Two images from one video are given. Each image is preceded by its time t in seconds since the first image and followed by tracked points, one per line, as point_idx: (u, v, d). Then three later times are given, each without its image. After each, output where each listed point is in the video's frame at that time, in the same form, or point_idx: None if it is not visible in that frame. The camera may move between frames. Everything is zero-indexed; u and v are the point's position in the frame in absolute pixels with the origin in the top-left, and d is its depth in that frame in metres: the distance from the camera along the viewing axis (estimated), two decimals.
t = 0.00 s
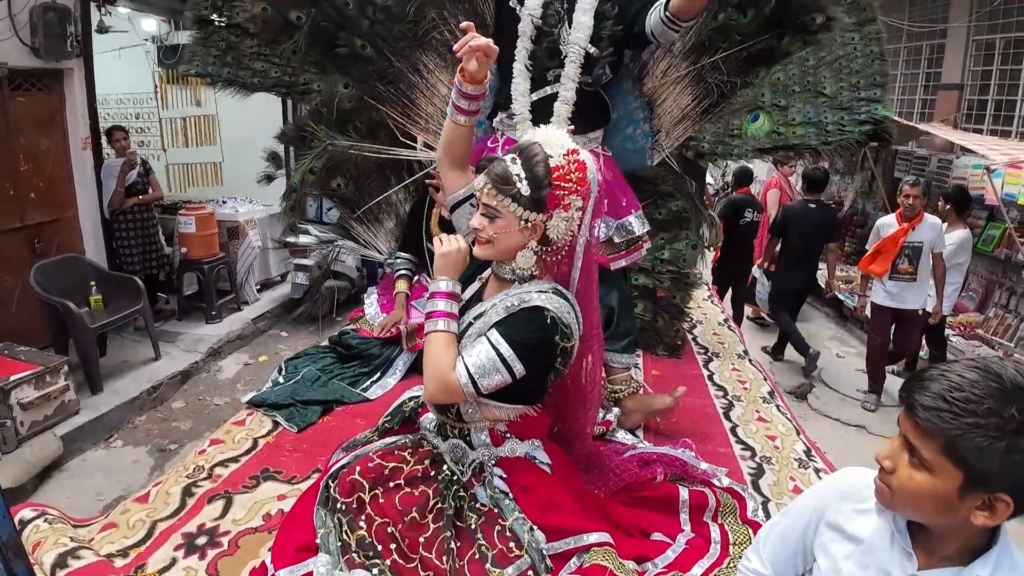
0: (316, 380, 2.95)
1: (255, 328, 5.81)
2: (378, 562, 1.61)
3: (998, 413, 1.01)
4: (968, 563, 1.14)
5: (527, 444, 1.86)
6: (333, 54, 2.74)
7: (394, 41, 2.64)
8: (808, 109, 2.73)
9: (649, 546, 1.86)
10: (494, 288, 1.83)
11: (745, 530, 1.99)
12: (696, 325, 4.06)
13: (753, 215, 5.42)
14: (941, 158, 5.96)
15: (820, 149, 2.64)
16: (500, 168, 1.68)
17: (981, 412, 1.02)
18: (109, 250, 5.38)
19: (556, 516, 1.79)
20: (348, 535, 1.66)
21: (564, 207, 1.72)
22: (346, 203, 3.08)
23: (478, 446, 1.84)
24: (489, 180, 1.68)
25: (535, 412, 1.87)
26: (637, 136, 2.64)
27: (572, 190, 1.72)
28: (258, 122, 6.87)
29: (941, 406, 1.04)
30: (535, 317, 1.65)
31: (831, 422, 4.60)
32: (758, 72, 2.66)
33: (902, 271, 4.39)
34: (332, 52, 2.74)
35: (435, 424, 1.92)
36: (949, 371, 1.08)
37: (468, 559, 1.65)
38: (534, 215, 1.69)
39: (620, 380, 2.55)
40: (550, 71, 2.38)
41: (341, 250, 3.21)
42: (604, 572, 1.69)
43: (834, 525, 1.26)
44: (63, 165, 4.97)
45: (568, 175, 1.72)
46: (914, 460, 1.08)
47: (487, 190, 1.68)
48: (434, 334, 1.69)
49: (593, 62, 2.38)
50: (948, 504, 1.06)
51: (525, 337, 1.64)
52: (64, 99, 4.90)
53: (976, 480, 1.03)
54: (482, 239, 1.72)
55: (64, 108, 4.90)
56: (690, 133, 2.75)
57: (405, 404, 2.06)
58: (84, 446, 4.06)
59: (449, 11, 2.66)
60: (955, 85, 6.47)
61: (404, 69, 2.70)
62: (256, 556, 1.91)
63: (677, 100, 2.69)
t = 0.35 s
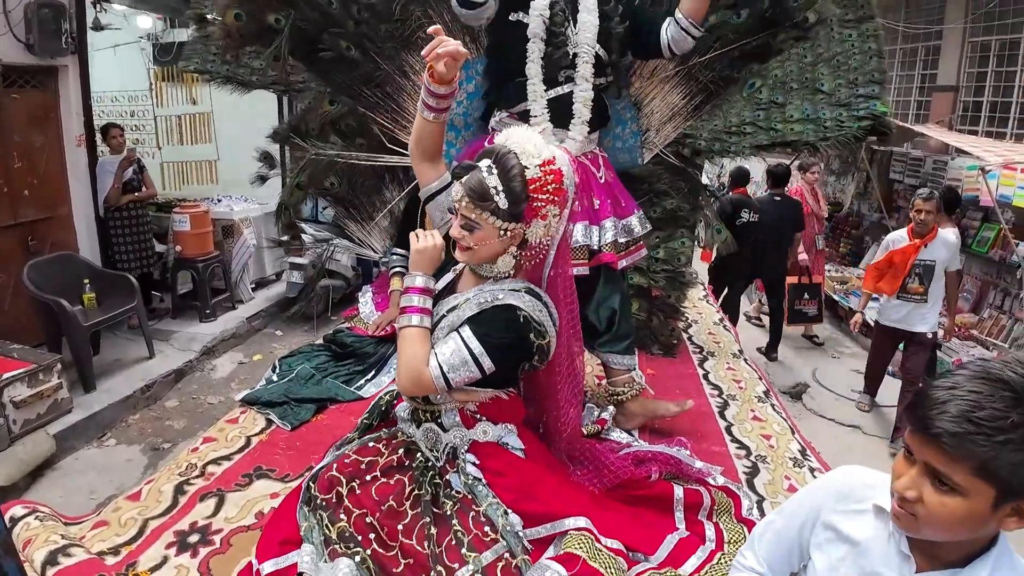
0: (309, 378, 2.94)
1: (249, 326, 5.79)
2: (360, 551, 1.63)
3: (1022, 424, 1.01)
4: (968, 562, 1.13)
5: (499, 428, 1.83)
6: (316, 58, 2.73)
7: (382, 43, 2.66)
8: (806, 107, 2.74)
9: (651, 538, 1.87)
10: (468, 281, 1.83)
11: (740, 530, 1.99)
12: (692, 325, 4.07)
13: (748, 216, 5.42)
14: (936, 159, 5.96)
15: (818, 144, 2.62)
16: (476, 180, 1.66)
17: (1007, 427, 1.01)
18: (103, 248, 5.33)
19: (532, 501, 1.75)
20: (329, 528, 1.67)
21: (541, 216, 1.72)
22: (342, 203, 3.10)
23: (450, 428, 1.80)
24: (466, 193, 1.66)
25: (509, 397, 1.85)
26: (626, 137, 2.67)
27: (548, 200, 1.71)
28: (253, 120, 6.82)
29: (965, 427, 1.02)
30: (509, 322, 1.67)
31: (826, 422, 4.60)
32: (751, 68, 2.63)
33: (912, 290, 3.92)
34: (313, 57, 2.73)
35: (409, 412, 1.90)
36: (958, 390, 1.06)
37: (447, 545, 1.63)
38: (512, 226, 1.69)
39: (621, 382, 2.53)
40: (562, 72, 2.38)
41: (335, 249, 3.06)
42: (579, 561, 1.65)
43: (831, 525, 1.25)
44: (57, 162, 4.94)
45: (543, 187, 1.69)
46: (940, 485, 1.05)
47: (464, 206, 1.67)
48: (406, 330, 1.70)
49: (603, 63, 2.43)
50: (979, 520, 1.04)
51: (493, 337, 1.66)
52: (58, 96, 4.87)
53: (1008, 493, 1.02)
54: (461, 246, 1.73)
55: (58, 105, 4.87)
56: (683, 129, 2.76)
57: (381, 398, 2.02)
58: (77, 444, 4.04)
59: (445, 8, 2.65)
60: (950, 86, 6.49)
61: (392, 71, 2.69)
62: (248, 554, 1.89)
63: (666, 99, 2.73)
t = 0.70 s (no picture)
0: (304, 377, 2.93)
1: (244, 326, 5.78)
2: (356, 556, 1.60)
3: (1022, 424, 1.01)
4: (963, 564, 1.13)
5: (511, 443, 1.85)
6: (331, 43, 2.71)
7: (385, 33, 2.62)
8: (802, 108, 2.72)
9: (635, 545, 1.85)
10: (480, 288, 1.83)
11: (734, 531, 1.98)
12: (687, 325, 4.06)
13: (745, 216, 5.42)
14: (932, 160, 5.99)
15: (815, 146, 2.64)
16: (455, 168, 1.70)
17: (1007, 426, 1.01)
18: (98, 247, 5.29)
19: (536, 512, 1.77)
20: (326, 530, 1.64)
21: (523, 185, 1.69)
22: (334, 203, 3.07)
23: (461, 444, 1.82)
24: (447, 183, 1.70)
25: (522, 414, 1.88)
26: (622, 136, 2.69)
27: (525, 166, 1.69)
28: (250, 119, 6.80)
29: (967, 424, 1.02)
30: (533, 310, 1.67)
31: (822, 422, 4.60)
32: (751, 76, 2.75)
33: (938, 319, 3.52)
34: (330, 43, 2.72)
35: (419, 421, 1.91)
36: (961, 388, 1.06)
37: (446, 554, 1.65)
38: (498, 202, 1.68)
39: (614, 381, 2.52)
40: (566, 71, 2.35)
41: (331, 250, 3.06)
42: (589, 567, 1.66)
43: (828, 525, 1.24)
44: (52, 161, 4.91)
45: (517, 154, 1.69)
46: (940, 484, 1.04)
47: (448, 195, 1.70)
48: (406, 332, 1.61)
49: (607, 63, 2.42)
50: (978, 520, 1.04)
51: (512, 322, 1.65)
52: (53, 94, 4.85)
53: (1007, 491, 1.01)
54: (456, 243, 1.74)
55: (53, 103, 4.85)
56: (679, 131, 2.77)
57: (391, 399, 2.03)
58: (71, 443, 4.02)
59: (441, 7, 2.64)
60: (947, 88, 6.50)
61: (394, 64, 2.66)
62: (240, 554, 1.89)
63: (663, 102, 2.71)
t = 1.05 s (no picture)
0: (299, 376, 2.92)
1: (240, 325, 5.77)
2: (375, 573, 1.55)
3: (1002, 420, 1.00)
4: (959, 560, 1.14)
5: (543, 447, 1.88)
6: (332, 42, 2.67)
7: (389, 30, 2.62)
8: (797, 108, 2.66)
9: (630, 545, 1.85)
10: (489, 296, 1.85)
11: (729, 530, 1.97)
12: (683, 324, 4.06)
13: (741, 216, 5.40)
14: (928, 161, 6.00)
15: (808, 147, 2.63)
16: (504, 171, 1.73)
17: (985, 419, 1.00)
18: (94, 246, 5.27)
19: (555, 520, 1.79)
20: (345, 538, 1.59)
21: (558, 191, 1.87)
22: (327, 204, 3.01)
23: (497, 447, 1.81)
24: (502, 188, 1.72)
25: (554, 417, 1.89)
26: (622, 143, 2.77)
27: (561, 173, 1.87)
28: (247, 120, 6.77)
29: (944, 410, 1.02)
30: (573, 304, 1.82)
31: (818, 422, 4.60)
32: (755, 90, 2.74)
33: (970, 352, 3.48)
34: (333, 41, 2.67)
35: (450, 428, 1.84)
36: (953, 376, 1.06)
37: (455, 556, 1.65)
38: (541, 209, 1.80)
39: (611, 381, 2.48)
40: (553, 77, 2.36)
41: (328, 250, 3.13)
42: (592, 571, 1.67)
43: (823, 522, 1.24)
44: (47, 159, 4.89)
45: (556, 162, 1.85)
46: (915, 466, 1.06)
47: (501, 202, 1.73)
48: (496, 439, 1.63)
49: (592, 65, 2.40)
50: (950, 512, 1.04)
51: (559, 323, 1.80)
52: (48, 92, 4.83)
53: (978, 487, 1.01)
54: (491, 249, 1.76)
55: (49, 101, 4.82)
56: (679, 140, 2.82)
57: (414, 407, 1.94)
58: (65, 443, 4.00)
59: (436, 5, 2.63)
60: (943, 88, 6.51)
61: (396, 60, 2.70)
62: (234, 553, 1.88)
63: (665, 109, 2.79)
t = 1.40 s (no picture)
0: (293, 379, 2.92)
1: (236, 327, 5.76)
2: (347, 569, 1.59)
3: (990, 432, 1.01)
4: (952, 569, 1.16)
5: (505, 432, 1.89)
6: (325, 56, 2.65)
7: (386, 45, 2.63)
8: (790, 109, 2.71)
9: (622, 548, 1.85)
10: (469, 300, 1.89)
11: (723, 534, 1.98)
12: (679, 327, 4.06)
13: (737, 218, 5.39)
14: (924, 163, 6.01)
15: (802, 149, 2.66)
16: (498, 183, 1.74)
17: (975, 432, 1.01)
18: (89, 247, 5.25)
19: (519, 509, 1.80)
20: (316, 541, 1.63)
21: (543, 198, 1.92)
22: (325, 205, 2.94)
23: (459, 436, 1.85)
24: (501, 205, 1.73)
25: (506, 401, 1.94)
26: (625, 149, 2.66)
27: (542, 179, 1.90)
28: (241, 117, 6.84)
29: (932, 423, 1.03)
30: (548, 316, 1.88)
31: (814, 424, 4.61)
32: (754, 89, 2.64)
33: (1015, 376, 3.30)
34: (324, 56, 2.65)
35: (410, 425, 1.88)
36: (940, 390, 1.07)
37: (424, 556, 1.67)
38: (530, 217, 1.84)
39: (611, 389, 2.51)
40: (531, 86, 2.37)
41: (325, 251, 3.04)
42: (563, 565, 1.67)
43: (813, 530, 1.25)
44: (43, 159, 4.88)
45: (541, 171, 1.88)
46: (905, 478, 1.06)
47: (499, 219, 1.74)
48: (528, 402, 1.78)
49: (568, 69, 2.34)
50: (940, 524, 1.05)
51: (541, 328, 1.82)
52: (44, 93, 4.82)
53: (969, 499, 1.02)
54: (487, 263, 1.78)
55: (44, 102, 4.81)
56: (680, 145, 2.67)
57: (373, 412, 1.95)
58: (60, 445, 4.00)
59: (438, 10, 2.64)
60: (939, 90, 6.53)
61: (396, 75, 2.66)
62: (227, 557, 1.88)
63: (667, 113, 2.64)
